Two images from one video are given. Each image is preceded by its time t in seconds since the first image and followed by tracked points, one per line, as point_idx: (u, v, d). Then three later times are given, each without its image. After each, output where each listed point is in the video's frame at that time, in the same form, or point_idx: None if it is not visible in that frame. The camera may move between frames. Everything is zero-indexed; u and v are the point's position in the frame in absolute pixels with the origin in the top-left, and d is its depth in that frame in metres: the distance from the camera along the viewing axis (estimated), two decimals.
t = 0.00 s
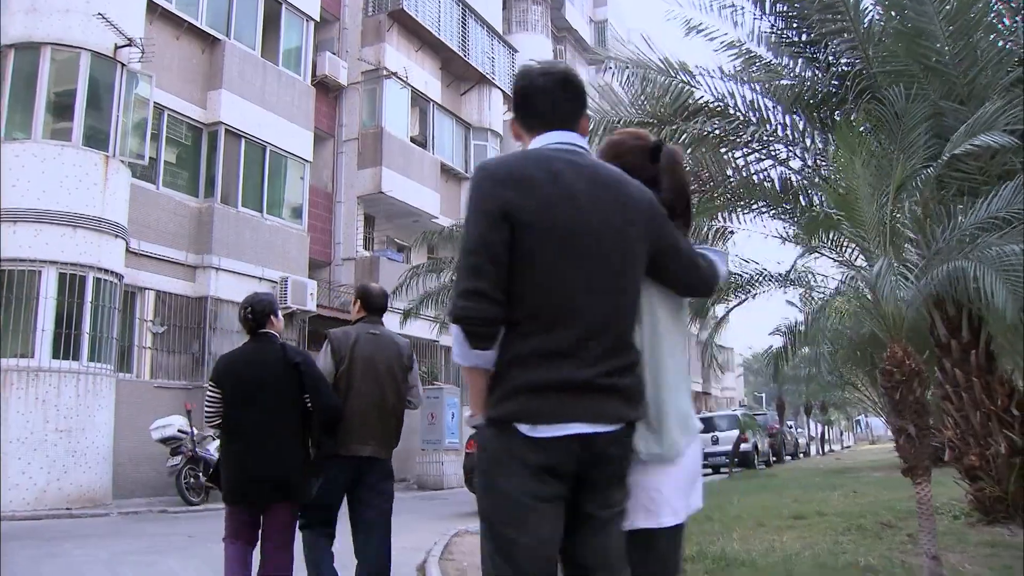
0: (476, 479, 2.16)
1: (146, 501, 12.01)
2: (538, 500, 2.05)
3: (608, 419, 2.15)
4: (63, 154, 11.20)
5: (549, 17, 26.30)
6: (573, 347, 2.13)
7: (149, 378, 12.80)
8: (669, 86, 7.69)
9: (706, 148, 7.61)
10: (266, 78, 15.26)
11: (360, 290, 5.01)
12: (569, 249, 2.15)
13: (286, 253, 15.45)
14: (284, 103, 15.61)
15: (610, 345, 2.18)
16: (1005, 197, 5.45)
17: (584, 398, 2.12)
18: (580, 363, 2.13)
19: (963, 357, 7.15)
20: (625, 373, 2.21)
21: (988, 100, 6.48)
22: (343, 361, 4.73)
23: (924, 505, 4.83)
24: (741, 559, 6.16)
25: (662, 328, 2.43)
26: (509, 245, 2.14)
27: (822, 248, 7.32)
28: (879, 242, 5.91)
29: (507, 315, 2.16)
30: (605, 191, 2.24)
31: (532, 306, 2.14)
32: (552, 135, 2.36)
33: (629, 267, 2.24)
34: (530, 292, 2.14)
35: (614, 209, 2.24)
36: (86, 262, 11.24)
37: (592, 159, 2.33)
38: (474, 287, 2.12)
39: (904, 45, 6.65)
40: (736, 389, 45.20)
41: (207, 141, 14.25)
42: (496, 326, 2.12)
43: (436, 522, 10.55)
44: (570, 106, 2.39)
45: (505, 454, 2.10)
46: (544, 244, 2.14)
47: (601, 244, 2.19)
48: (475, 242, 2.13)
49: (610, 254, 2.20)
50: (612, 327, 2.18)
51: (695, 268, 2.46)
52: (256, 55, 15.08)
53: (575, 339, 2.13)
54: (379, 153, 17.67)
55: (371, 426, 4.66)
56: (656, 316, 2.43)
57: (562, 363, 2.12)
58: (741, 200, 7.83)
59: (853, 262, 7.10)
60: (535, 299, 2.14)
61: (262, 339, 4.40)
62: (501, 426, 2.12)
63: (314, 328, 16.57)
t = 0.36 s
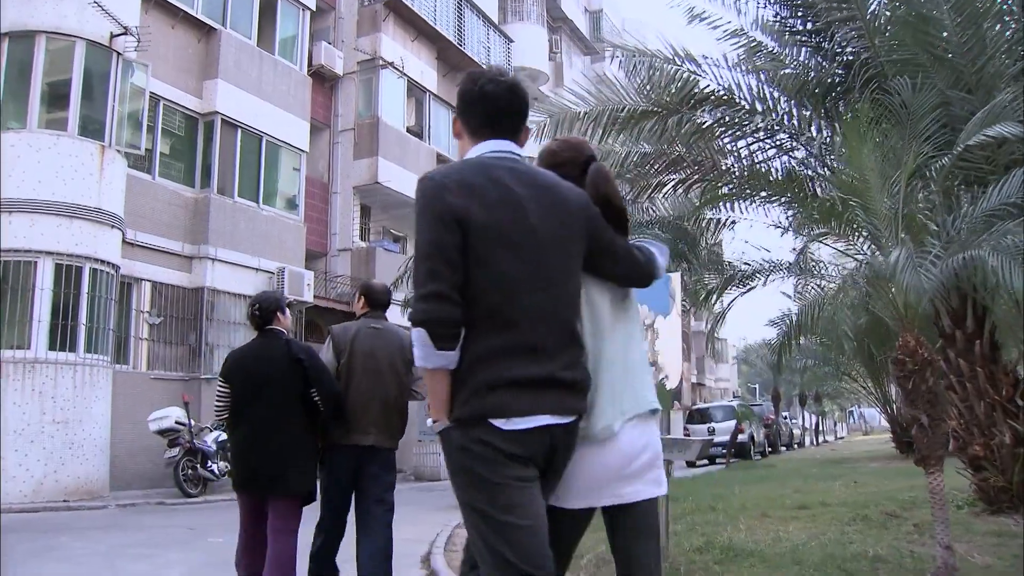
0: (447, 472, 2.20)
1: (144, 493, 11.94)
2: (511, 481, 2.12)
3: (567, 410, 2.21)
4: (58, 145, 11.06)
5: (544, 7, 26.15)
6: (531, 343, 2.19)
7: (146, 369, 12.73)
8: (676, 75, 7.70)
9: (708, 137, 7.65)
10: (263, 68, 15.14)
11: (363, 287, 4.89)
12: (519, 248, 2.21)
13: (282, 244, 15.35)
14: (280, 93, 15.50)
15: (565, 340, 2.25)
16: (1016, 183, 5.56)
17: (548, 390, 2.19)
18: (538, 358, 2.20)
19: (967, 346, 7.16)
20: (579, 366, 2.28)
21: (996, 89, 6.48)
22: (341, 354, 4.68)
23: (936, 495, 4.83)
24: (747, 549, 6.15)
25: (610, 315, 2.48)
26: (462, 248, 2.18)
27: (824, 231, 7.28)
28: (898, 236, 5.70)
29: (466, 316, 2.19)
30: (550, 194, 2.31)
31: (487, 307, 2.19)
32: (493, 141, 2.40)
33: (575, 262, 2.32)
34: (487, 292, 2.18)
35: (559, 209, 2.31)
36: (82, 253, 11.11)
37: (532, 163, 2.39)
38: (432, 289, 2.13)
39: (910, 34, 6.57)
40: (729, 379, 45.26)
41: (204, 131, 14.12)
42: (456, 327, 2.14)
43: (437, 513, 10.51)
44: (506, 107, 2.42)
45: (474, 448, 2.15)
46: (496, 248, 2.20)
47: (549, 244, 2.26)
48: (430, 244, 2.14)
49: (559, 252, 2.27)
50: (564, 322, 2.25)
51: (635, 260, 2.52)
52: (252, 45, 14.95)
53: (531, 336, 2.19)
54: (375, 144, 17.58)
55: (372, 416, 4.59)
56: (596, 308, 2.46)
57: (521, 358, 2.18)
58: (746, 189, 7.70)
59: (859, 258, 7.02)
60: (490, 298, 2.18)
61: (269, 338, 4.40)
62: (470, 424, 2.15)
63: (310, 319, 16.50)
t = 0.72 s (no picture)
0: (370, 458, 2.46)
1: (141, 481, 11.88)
2: (431, 477, 2.39)
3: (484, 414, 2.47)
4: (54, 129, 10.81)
5: None
6: (454, 355, 2.44)
7: (142, 357, 12.75)
8: (682, 60, 7.69)
9: (706, 123, 7.70)
10: (258, 53, 15.01)
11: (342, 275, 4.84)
12: (450, 269, 2.44)
13: (277, 231, 15.27)
14: (275, 79, 15.39)
15: (484, 352, 2.50)
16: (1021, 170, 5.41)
17: (466, 396, 2.44)
18: (459, 368, 2.45)
19: (969, 334, 7.09)
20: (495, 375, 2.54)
21: (1002, 76, 6.36)
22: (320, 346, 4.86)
23: (946, 482, 4.88)
24: (752, 537, 6.17)
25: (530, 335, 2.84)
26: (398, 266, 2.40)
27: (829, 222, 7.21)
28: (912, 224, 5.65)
29: (399, 327, 2.42)
30: (485, 218, 2.53)
31: (417, 320, 2.41)
32: (436, 163, 2.63)
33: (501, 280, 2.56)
34: (418, 307, 2.41)
35: (489, 232, 2.54)
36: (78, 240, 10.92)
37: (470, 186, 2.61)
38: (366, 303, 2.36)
39: (916, 20, 6.58)
40: (721, 368, 45.30)
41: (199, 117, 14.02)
42: (387, 335, 2.38)
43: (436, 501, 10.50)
44: (453, 135, 2.66)
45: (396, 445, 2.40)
46: (430, 266, 2.42)
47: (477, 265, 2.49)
48: (368, 261, 2.35)
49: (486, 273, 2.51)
50: (486, 334, 2.50)
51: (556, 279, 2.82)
52: (247, 30, 14.81)
53: (453, 348, 2.43)
54: (371, 131, 17.50)
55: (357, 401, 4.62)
56: (518, 323, 2.83)
57: (445, 368, 2.43)
58: (748, 176, 7.58)
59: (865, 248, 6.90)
60: (421, 313, 2.41)
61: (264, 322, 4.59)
62: (394, 422, 2.41)
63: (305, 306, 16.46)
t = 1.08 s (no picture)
0: (314, 440, 2.62)
1: (137, 467, 11.79)
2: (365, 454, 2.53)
3: (425, 395, 2.57)
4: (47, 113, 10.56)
5: None
6: (395, 338, 2.55)
7: (137, 342, 12.60)
8: (685, 43, 7.65)
9: (702, 104, 7.70)
10: (253, 37, 14.86)
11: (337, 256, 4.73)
12: (388, 258, 2.55)
13: (272, 215, 15.17)
14: (270, 63, 15.25)
15: (428, 336, 2.60)
16: None
17: (407, 378, 2.55)
18: (399, 351, 2.56)
19: (971, 318, 7.10)
20: (440, 358, 2.63)
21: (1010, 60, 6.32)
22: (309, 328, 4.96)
23: (953, 466, 4.92)
24: (756, 521, 6.17)
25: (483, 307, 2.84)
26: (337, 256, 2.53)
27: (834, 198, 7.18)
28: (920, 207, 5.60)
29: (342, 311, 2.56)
30: (427, 209, 2.64)
31: (359, 305, 2.54)
32: (384, 159, 2.75)
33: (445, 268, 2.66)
34: (355, 296, 2.54)
35: (431, 222, 2.63)
36: (73, 224, 10.94)
37: (415, 179, 2.72)
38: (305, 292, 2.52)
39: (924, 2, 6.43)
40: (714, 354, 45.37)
41: (193, 100, 13.89)
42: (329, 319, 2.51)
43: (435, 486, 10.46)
44: (399, 133, 2.79)
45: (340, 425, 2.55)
46: (369, 255, 2.54)
47: (417, 254, 2.59)
48: (305, 253, 2.50)
49: (427, 261, 2.60)
50: (428, 320, 2.60)
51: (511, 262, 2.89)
52: (241, 13, 14.64)
53: (391, 333, 2.55)
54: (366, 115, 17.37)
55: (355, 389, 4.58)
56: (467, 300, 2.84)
57: (385, 352, 2.55)
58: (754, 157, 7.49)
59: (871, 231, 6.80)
60: (360, 301, 2.54)
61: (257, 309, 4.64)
62: (338, 403, 2.55)
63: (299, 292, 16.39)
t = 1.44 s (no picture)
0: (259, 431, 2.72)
1: (138, 450, 11.76)
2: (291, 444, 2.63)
3: (348, 389, 2.63)
4: (44, 95, 10.59)
5: None
6: (319, 334, 2.63)
7: (137, 325, 12.54)
8: (692, 23, 7.61)
9: (711, 82, 7.65)
10: (252, 18, 14.72)
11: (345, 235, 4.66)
12: (311, 261, 2.64)
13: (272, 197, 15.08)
14: (270, 44, 15.12)
15: (354, 332, 2.66)
16: None
17: (332, 372, 2.62)
18: (322, 348, 2.63)
19: (977, 301, 7.09)
20: (367, 355, 2.68)
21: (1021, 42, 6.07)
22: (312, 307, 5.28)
23: (965, 447, 4.90)
24: (765, 503, 6.18)
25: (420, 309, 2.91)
26: (268, 264, 2.67)
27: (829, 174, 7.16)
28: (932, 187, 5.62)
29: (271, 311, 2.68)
30: (350, 210, 2.70)
31: (286, 304, 2.65)
32: (320, 167, 2.85)
33: (371, 267, 2.71)
34: (283, 299, 2.66)
35: (355, 227, 2.69)
36: (72, 206, 10.86)
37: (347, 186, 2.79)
38: (246, 298, 2.74)
39: None
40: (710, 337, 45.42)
41: (192, 82, 13.79)
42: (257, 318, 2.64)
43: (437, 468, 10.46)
44: (333, 143, 2.86)
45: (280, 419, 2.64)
46: (293, 256, 2.64)
47: (340, 255, 2.66)
48: (240, 262, 2.70)
49: (351, 262, 2.66)
50: (352, 318, 2.66)
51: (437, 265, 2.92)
52: None
53: (315, 329, 2.63)
54: (365, 97, 17.25)
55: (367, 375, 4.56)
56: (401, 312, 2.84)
57: (310, 350, 2.63)
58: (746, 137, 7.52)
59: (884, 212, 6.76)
60: (287, 303, 2.65)
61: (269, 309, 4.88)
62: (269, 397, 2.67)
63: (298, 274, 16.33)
